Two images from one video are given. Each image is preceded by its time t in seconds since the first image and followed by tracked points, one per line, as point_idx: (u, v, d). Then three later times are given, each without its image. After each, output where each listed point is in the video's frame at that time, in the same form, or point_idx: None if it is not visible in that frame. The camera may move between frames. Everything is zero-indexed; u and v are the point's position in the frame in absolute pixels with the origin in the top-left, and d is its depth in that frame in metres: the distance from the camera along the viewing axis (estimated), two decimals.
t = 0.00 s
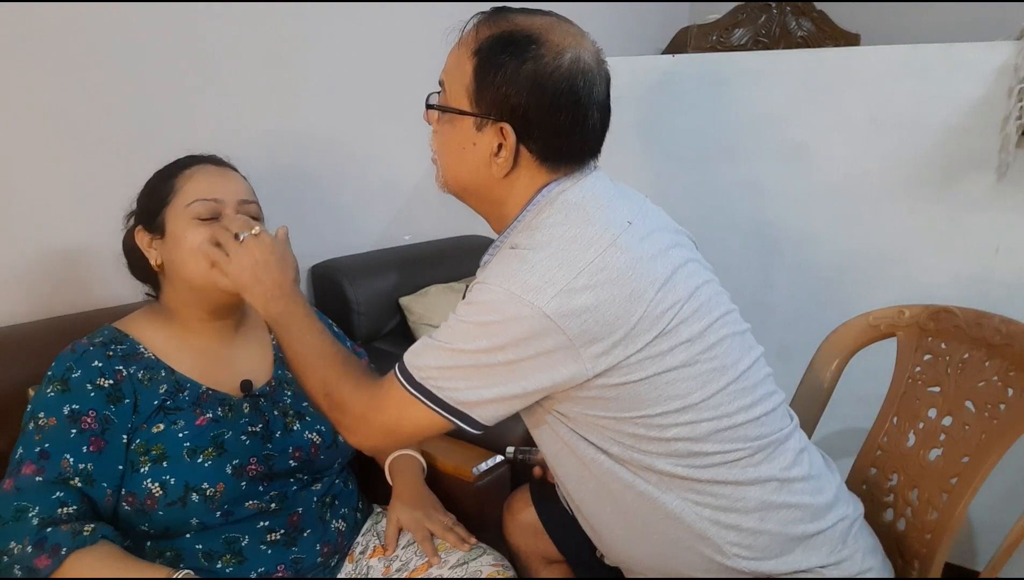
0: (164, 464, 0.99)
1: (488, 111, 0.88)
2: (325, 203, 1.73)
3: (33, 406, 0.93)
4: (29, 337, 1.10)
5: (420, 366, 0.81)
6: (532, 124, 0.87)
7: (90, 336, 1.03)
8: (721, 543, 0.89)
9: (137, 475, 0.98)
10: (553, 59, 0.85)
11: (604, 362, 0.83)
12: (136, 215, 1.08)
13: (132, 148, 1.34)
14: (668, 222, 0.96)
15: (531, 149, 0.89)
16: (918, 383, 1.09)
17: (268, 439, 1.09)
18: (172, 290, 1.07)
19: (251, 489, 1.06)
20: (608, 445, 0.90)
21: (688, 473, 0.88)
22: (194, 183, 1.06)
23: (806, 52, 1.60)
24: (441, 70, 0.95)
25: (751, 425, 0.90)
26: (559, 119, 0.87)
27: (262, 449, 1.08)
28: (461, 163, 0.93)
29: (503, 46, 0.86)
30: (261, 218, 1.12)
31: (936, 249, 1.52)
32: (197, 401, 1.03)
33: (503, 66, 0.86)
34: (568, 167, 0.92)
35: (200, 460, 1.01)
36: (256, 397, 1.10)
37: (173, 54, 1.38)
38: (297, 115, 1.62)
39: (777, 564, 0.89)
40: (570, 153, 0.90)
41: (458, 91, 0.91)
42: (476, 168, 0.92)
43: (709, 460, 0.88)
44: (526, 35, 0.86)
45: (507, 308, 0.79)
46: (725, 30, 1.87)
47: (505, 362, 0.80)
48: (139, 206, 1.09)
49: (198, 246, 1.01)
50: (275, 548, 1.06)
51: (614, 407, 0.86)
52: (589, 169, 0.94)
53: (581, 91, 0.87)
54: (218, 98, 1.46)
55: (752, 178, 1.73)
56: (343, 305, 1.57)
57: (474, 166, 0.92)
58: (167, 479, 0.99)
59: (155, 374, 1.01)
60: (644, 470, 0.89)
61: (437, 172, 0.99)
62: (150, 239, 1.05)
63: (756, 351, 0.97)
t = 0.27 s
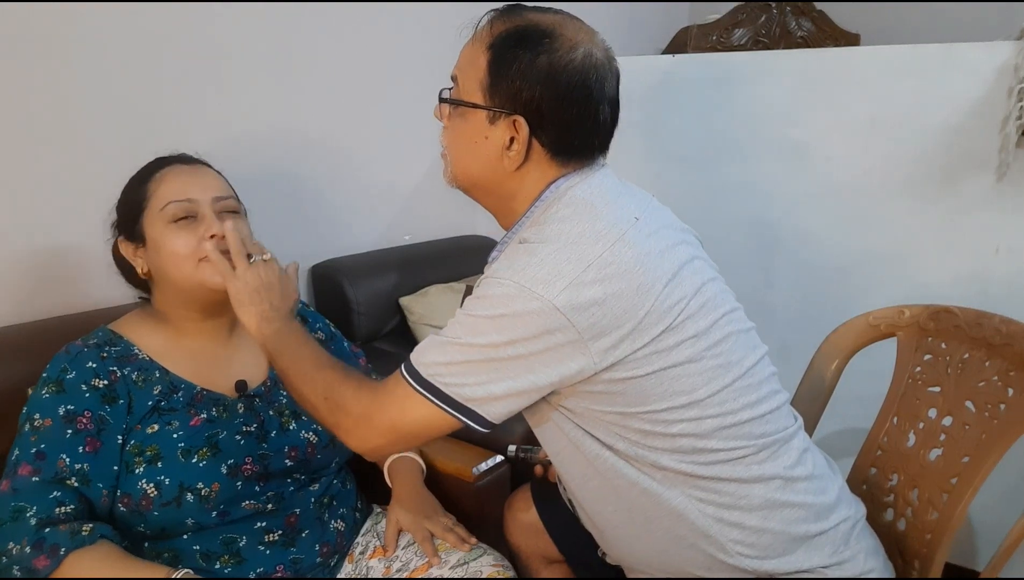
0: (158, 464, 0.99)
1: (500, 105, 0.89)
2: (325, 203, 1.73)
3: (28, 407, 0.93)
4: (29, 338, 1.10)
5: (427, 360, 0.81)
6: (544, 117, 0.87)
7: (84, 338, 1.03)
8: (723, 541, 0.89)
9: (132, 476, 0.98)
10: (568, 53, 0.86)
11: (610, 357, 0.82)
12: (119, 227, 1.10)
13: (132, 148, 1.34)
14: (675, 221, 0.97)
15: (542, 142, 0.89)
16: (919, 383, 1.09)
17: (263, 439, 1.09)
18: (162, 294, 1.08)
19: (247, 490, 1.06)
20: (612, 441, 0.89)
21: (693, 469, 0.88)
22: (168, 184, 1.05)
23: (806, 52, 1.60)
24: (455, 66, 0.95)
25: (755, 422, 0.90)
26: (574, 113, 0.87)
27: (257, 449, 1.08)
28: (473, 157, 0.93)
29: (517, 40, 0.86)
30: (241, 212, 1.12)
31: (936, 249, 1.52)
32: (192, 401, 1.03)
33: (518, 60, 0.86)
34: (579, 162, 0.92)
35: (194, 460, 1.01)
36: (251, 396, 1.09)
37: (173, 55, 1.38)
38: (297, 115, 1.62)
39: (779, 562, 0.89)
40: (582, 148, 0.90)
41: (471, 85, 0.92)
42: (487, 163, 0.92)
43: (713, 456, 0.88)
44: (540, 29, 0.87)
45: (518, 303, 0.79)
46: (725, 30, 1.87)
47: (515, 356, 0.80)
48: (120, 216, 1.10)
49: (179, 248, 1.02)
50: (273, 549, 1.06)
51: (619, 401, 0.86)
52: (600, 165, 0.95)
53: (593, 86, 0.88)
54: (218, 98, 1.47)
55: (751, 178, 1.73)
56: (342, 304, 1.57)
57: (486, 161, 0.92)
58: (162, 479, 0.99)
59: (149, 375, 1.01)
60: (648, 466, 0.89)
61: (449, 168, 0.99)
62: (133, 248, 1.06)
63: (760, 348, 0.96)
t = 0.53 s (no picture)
0: (163, 465, 0.99)
1: (531, 79, 0.87)
2: (325, 203, 1.73)
3: (32, 407, 0.93)
4: (30, 337, 1.11)
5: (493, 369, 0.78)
6: (578, 75, 0.84)
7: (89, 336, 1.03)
8: (739, 540, 0.88)
9: (137, 476, 0.98)
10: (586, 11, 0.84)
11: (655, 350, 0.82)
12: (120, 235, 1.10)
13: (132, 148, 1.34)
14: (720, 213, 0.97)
15: (581, 101, 0.86)
16: (918, 383, 1.09)
17: (268, 440, 1.08)
18: (168, 301, 1.09)
19: (251, 490, 1.05)
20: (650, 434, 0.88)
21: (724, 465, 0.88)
22: (168, 193, 1.06)
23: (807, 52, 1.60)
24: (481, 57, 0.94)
25: (786, 424, 0.90)
26: (606, 71, 0.85)
27: (262, 449, 1.06)
28: (515, 141, 0.91)
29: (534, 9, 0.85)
30: (241, 217, 1.13)
31: (935, 250, 1.52)
32: (197, 401, 1.03)
33: (540, 27, 0.84)
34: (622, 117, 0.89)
35: (199, 461, 1.01)
36: (256, 397, 1.09)
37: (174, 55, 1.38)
38: (298, 115, 1.62)
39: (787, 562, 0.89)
40: (622, 99, 0.87)
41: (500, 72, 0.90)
42: (531, 141, 0.90)
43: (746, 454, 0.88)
44: None
45: (575, 290, 0.77)
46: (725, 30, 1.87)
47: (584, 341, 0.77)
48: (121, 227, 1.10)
49: (186, 258, 1.03)
50: (275, 549, 1.06)
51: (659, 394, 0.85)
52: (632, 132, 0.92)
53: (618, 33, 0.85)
54: (219, 98, 1.47)
55: (752, 178, 1.73)
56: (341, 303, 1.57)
57: (533, 138, 0.90)
58: (167, 480, 0.99)
59: (155, 374, 1.02)
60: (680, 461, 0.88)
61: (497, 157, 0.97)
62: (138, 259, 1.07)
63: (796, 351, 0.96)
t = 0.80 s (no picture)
0: (166, 469, 0.99)
1: (583, 65, 0.85)
2: (325, 203, 1.73)
3: (34, 407, 0.93)
4: (29, 337, 1.10)
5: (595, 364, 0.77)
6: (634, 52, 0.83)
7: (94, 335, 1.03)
8: (774, 542, 0.85)
9: (139, 479, 0.98)
10: None
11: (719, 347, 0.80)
12: (125, 234, 1.10)
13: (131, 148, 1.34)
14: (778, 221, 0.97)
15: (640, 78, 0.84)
16: (919, 383, 1.09)
17: (271, 444, 1.06)
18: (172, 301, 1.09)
19: (253, 494, 1.04)
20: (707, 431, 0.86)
21: (775, 467, 0.85)
22: (178, 194, 1.06)
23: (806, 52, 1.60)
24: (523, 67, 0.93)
25: (835, 434, 0.89)
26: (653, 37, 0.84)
27: (265, 454, 1.05)
28: (576, 139, 0.89)
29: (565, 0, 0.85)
30: (252, 221, 1.13)
31: (934, 250, 1.52)
32: (201, 404, 1.03)
33: (577, 14, 0.84)
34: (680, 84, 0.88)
35: (203, 465, 1.00)
36: (259, 401, 1.08)
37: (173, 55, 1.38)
38: (298, 116, 1.62)
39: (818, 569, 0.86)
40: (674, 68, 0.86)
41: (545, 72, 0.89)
42: (595, 130, 0.87)
43: (800, 457, 0.85)
44: None
45: (660, 265, 0.76)
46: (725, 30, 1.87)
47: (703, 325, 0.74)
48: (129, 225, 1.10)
49: (194, 258, 1.03)
50: (275, 550, 1.06)
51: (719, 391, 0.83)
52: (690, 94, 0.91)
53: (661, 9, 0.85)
54: (219, 99, 1.46)
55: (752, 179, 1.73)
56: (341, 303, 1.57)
57: (596, 126, 0.87)
58: (169, 483, 0.98)
59: (158, 376, 1.02)
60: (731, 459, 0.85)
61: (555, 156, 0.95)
62: (144, 256, 1.07)
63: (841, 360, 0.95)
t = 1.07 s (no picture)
0: (151, 464, 0.99)
1: (552, 89, 0.97)
2: (325, 203, 1.73)
3: (27, 410, 0.92)
4: (30, 335, 1.10)
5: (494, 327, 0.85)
6: (590, 99, 0.96)
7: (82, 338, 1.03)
8: (727, 519, 0.89)
9: (125, 476, 0.98)
10: (615, 50, 0.97)
11: (624, 315, 0.87)
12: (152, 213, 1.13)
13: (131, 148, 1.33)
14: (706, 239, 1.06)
15: (585, 126, 0.97)
16: (919, 383, 1.09)
17: (254, 438, 1.08)
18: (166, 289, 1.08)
19: (239, 488, 1.05)
20: (625, 407, 0.91)
21: (703, 442, 0.90)
22: (213, 187, 1.10)
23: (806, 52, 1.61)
24: (513, 64, 1.04)
25: (771, 402, 0.93)
26: (619, 102, 0.97)
27: (249, 448, 1.07)
28: (518, 138, 1.01)
29: (575, 32, 0.98)
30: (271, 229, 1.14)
31: (934, 250, 1.52)
32: (185, 405, 1.03)
33: (568, 49, 0.97)
34: (615, 146, 1.01)
35: (186, 459, 1.01)
36: (243, 399, 1.10)
37: (172, 54, 1.38)
38: (297, 115, 1.62)
39: (784, 545, 0.90)
40: (616, 135, 0.99)
41: (526, 75, 1.01)
42: (533, 142, 1.00)
43: (727, 431, 0.90)
44: (585, 32, 0.98)
45: (550, 255, 0.85)
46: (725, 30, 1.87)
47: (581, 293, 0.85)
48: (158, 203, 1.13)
49: (201, 241, 1.04)
50: (266, 542, 1.05)
51: (631, 365, 0.89)
52: (627, 157, 1.03)
53: (632, 78, 0.98)
54: (218, 98, 1.46)
55: (753, 178, 1.73)
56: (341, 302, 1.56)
57: (532, 142, 1.00)
58: (154, 478, 0.99)
59: (144, 378, 1.01)
60: (659, 434, 0.90)
61: (490, 158, 1.06)
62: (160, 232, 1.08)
63: (780, 344, 1.00)
